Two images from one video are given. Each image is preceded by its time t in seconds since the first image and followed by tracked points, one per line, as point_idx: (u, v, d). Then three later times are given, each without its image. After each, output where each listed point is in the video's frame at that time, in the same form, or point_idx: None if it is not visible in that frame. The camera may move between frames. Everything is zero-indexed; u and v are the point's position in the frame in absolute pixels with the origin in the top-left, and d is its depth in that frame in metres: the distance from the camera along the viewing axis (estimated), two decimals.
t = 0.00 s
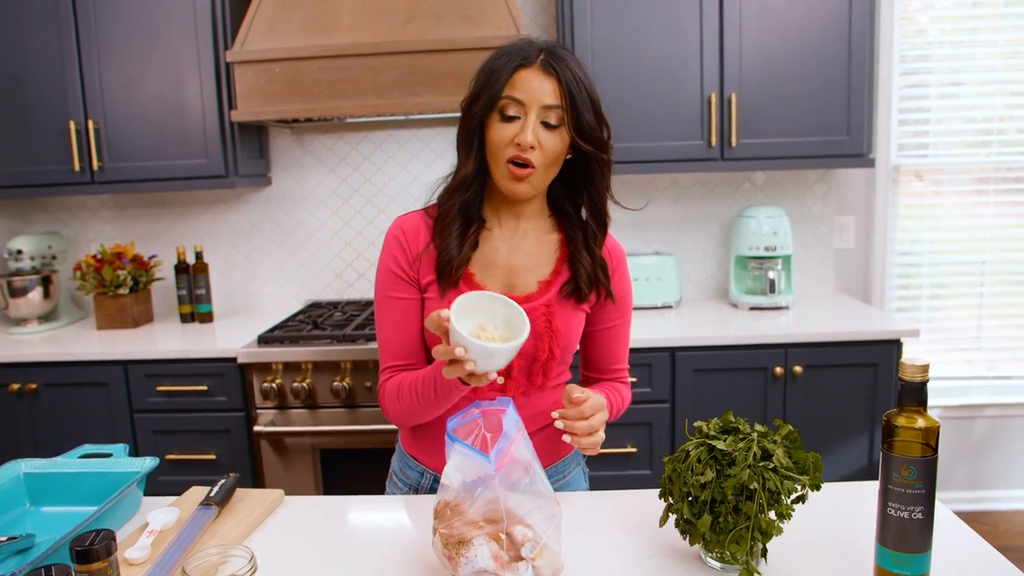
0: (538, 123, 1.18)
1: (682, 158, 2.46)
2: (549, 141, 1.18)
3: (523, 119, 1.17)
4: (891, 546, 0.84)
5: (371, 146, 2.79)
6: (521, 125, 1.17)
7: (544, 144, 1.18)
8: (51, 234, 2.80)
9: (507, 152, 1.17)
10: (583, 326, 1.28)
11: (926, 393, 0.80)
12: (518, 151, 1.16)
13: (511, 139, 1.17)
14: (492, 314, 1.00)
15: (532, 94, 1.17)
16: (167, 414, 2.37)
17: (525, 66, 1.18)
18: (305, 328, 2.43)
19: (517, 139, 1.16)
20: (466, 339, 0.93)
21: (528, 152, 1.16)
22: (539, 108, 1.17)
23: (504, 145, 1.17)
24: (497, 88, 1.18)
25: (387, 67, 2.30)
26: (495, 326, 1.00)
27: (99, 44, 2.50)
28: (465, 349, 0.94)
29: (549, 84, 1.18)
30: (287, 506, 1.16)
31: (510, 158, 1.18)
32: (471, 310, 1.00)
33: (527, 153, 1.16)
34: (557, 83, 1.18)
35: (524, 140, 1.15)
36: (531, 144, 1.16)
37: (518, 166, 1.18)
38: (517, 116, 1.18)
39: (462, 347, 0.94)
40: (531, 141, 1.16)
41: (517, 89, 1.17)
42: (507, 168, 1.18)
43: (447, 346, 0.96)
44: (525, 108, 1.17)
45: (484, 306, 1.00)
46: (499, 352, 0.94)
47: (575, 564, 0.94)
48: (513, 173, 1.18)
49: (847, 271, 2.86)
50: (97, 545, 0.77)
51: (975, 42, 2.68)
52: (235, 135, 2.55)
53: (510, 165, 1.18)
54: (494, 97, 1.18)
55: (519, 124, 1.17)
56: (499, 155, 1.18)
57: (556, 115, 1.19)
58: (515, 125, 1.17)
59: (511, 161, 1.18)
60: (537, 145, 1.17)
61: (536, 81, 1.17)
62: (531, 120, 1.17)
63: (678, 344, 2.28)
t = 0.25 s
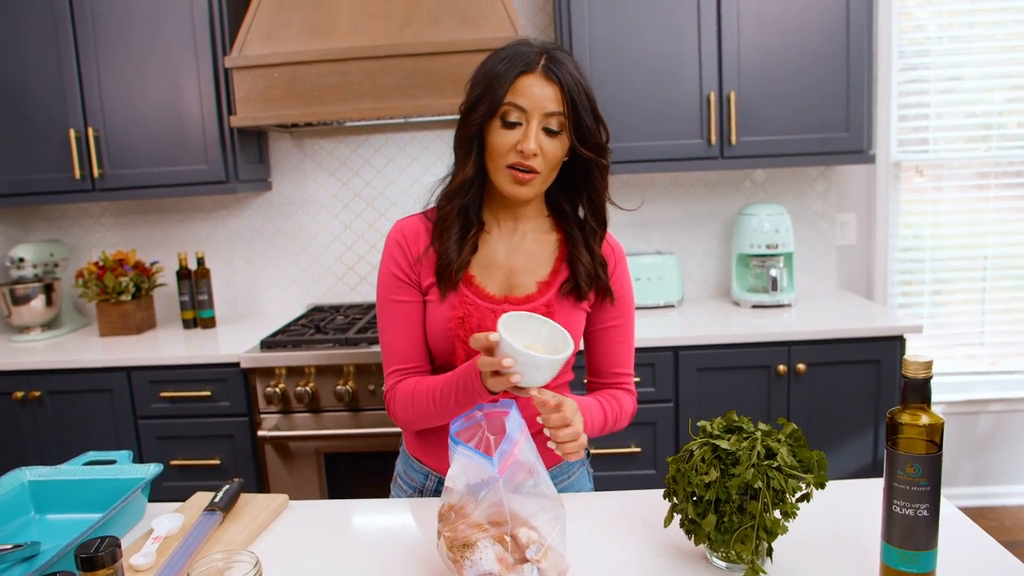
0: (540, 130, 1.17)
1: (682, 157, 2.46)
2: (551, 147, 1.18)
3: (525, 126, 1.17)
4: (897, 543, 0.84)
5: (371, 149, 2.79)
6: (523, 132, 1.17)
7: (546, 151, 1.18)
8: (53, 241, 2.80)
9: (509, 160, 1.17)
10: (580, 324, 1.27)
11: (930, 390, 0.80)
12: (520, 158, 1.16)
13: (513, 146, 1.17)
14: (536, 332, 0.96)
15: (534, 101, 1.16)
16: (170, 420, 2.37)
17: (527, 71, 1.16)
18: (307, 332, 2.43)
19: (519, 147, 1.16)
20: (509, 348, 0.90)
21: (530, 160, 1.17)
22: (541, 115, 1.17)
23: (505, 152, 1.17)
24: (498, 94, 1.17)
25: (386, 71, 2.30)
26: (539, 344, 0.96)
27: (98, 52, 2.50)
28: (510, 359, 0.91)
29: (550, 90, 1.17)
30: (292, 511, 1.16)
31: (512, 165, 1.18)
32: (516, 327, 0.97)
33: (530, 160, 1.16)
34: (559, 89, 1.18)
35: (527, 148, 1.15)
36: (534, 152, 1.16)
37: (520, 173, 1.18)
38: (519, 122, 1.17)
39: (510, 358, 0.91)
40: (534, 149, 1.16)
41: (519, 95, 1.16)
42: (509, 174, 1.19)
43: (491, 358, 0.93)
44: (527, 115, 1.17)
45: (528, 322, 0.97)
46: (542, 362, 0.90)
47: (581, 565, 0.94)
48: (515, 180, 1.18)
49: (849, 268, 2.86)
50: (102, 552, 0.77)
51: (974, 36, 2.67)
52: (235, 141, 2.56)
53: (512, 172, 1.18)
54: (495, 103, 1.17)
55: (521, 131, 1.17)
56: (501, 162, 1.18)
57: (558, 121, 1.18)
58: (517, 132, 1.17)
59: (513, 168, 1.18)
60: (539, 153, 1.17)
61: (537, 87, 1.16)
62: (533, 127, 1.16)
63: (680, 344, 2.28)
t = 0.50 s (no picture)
0: (542, 133, 1.17)
1: (682, 155, 2.46)
2: (553, 150, 1.18)
3: (527, 129, 1.17)
4: (900, 541, 0.84)
5: (370, 150, 2.79)
6: (526, 136, 1.17)
7: (548, 154, 1.18)
8: (53, 245, 2.80)
9: (511, 163, 1.18)
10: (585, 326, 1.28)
11: (930, 387, 0.80)
12: (523, 162, 1.17)
13: (515, 150, 1.17)
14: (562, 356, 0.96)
15: (536, 104, 1.16)
16: (171, 422, 2.37)
17: (529, 74, 1.16)
18: (308, 334, 2.43)
19: (521, 151, 1.16)
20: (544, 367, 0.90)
21: (532, 164, 1.17)
22: (543, 118, 1.16)
23: (507, 156, 1.17)
24: (500, 98, 1.16)
25: (384, 72, 2.30)
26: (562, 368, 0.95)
27: (97, 55, 2.50)
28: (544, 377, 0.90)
29: (552, 93, 1.17)
30: (294, 513, 1.15)
31: (515, 169, 1.18)
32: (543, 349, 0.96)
33: (532, 164, 1.17)
34: (560, 91, 1.17)
35: (529, 152, 1.15)
36: (536, 156, 1.16)
37: (522, 176, 1.18)
38: (521, 126, 1.17)
39: (544, 377, 0.90)
40: (536, 153, 1.16)
41: (521, 98, 1.16)
42: (512, 177, 1.19)
43: (521, 376, 0.92)
44: (529, 119, 1.16)
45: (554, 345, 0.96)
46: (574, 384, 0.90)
47: (583, 565, 0.94)
48: (516, 184, 1.19)
49: (850, 265, 2.86)
50: (104, 557, 0.77)
51: (973, 32, 2.67)
52: (234, 143, 2.56)
53: (514, 175, 1.18)
54: (497, 107, 1.16)
55: (523, 135, 1.17)
56: (503, 165, 1.18)
57: (559, 123, 1.18)
58: (519, 136, 1.17)
59: (515, 171, 1.18)
60: (541, 156, 1.17)
61: (539, 90, 1.16)
62: (535, 131, 1.16)
63: (681, 342, 2.28)
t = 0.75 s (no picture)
0: (536, 133, 1.17)
1: (676, 153, 2.46)
2: (547, 150, 1.18)
3: (521, 129, 1.16)
4: (894, 536, 0.84)
5: (363, 150, 2.79)
6: (519, 136, 1.16)
7: (542, 154, 1.17)
8: (46, 247, 2.79)
9: (505, 163, 1.17)
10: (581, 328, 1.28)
11: (923, 382, 0.80)
12: (517, 162, 1.16)
13: (509, 150, 1.17)
14: (558, 341, 0.97)
15: (530, 104, 1.16)
16: (166, 424, 2.36)
17: (523, 73, 1.15)
18: (302, 334, 2.43)
19: (515, 151, 1.16)
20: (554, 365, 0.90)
21: (526, 164, 1.17)
22: (537, 118, 1.16)
23: (501, 156, 1.17)
24: (494, 98, 1.16)
25: (378, 71, 2.29)
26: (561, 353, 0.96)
27: (88, 55, 2.49)
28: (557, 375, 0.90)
29: (546, 92, 1.16)
30: (288, 514, 1.15)
31: (509, 169, 1.18)
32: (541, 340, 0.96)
33: (526, 164, 1.16)
34: (555, 91, 1.17)
35: (523, 152, 1.15)
36: (530, 156, 1.16)
37: (516, 176, 1.18)
38: (515, 126, 1.17)
39: (557, 375, 0.90)
40: (530, 153, 1.16)
41: (514, 98, 1.16)
42: (506, 177, 1.19)
43: (532, 378, 0.91)
44: (524, 118, 1.16)
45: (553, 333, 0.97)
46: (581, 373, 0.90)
47: (578, 564, 0.94)
48: (510, 183, 1.19)
49: (844, 261, 2.86)
50: (96, 559, 0.76)
51: (965, 29, 2.68)
52: (227, 143, 2.55)
53: (508, 175, 1.18)
54: (490, 107, 1.16)
55: (517, 135, 1.17)
56: (497, 165, 1.18)
57: (554, 123, 1.18)
58: (513, 136, 1.17)
59: (509, 171, 1.18)
60: (535, 156, 1.17)
61: (533, 90, 1.16)
62: (529, 131, 1.16)
63: (676, 340, 2.28)
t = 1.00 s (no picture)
0: (532, 124, 1.16)
1: (670, 145, 2.45)
2: (543, 141, 1.17)
3: (516, 120, 1.16)
4: (886, 528, 0.84)
5: (358, 141, 2.78)
6: (515, 127, 1.16)
7: (538, 145, 1.17)
8: (38, 239, 2.77)
9: (501, 155, 1.17)
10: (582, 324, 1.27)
11: (916, 374, 0.80)
12: (513, 154, 1.16)
13: (505, 141, 1.16)
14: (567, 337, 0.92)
15: (526, 94, 1.15)
16: (160, 416, 2.35)
17: (518, 63, 1.15)
18: (296, 326, 2.42)
19: (511, 142, 1.15)
20: (554, 363, 0.87)
21: (522, 155, 1.16)
22: (532, 108, 1.16)
23: (497, 147, 1.17)
24: (489, 88, 1.15)
25: (371, 62, 2.28)
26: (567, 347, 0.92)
27: (79, 46, 2.47)
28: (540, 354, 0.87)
29: (541, 82, 1.16)
30: (281, 506, 1.15)
31: (504, 160, 1.17)
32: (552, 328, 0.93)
33: (522, 155, 1.16)
34: (550, 81, 1.17)
35: (519, 143, 1.15)
36: (526, 147, 1.15)
37: (512, 168, 1.18)
38: (510, 117, 1.16)
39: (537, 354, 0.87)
40: (526, 144, 1.15)
41: (509, 88, 1.15)
42: (501, 169, 1.18)
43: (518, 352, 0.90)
44: (518, 109, 1.16)
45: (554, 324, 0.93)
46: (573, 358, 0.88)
47: (571, 556, 0.94)
48: (506, 175, 1.18)
49: (839, 254, 2.86)
50: (87, 552, 0.76)
51: (960, 21, 2.67)
52: (220, 135, 2.53)
53: (504, 167, 1.18)
54: (485, 98, 1.15)
55: (513, 125, 1.16)
56: (493, 157, 1.17)
57: (549, 113, 1.17)
58: (508, 127, 1.16)
59: (505, 163, 1.17)
60: (531, 147, 1.16)
61: (528, 80, 1.15)
62: (525, 122, 1.16)
63: (670, 332, 2.28)
